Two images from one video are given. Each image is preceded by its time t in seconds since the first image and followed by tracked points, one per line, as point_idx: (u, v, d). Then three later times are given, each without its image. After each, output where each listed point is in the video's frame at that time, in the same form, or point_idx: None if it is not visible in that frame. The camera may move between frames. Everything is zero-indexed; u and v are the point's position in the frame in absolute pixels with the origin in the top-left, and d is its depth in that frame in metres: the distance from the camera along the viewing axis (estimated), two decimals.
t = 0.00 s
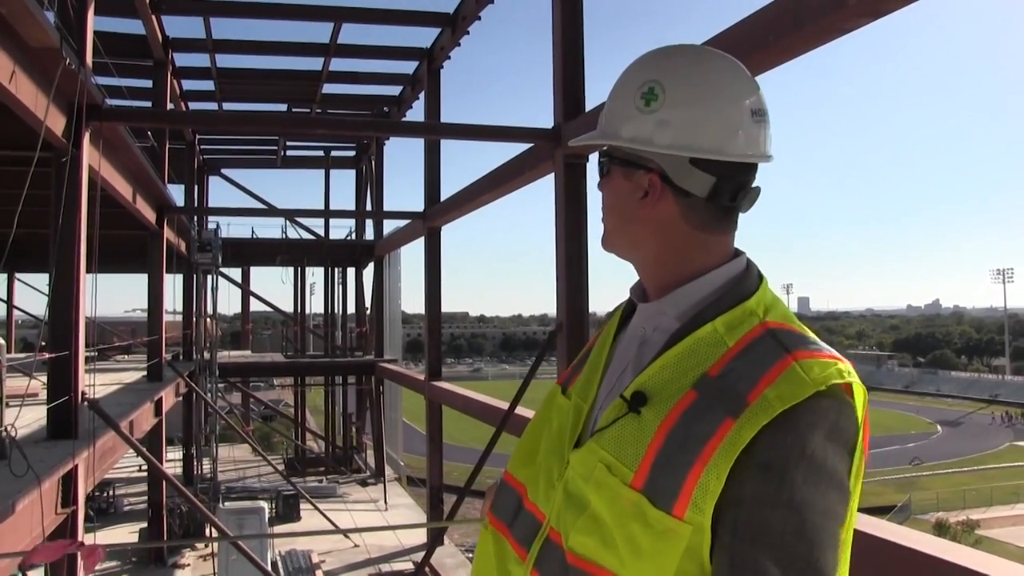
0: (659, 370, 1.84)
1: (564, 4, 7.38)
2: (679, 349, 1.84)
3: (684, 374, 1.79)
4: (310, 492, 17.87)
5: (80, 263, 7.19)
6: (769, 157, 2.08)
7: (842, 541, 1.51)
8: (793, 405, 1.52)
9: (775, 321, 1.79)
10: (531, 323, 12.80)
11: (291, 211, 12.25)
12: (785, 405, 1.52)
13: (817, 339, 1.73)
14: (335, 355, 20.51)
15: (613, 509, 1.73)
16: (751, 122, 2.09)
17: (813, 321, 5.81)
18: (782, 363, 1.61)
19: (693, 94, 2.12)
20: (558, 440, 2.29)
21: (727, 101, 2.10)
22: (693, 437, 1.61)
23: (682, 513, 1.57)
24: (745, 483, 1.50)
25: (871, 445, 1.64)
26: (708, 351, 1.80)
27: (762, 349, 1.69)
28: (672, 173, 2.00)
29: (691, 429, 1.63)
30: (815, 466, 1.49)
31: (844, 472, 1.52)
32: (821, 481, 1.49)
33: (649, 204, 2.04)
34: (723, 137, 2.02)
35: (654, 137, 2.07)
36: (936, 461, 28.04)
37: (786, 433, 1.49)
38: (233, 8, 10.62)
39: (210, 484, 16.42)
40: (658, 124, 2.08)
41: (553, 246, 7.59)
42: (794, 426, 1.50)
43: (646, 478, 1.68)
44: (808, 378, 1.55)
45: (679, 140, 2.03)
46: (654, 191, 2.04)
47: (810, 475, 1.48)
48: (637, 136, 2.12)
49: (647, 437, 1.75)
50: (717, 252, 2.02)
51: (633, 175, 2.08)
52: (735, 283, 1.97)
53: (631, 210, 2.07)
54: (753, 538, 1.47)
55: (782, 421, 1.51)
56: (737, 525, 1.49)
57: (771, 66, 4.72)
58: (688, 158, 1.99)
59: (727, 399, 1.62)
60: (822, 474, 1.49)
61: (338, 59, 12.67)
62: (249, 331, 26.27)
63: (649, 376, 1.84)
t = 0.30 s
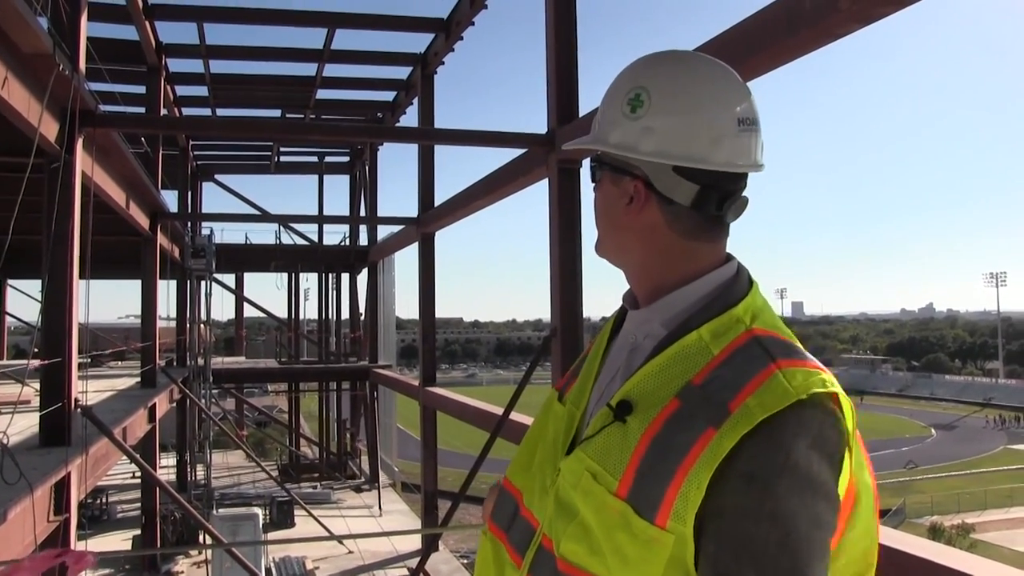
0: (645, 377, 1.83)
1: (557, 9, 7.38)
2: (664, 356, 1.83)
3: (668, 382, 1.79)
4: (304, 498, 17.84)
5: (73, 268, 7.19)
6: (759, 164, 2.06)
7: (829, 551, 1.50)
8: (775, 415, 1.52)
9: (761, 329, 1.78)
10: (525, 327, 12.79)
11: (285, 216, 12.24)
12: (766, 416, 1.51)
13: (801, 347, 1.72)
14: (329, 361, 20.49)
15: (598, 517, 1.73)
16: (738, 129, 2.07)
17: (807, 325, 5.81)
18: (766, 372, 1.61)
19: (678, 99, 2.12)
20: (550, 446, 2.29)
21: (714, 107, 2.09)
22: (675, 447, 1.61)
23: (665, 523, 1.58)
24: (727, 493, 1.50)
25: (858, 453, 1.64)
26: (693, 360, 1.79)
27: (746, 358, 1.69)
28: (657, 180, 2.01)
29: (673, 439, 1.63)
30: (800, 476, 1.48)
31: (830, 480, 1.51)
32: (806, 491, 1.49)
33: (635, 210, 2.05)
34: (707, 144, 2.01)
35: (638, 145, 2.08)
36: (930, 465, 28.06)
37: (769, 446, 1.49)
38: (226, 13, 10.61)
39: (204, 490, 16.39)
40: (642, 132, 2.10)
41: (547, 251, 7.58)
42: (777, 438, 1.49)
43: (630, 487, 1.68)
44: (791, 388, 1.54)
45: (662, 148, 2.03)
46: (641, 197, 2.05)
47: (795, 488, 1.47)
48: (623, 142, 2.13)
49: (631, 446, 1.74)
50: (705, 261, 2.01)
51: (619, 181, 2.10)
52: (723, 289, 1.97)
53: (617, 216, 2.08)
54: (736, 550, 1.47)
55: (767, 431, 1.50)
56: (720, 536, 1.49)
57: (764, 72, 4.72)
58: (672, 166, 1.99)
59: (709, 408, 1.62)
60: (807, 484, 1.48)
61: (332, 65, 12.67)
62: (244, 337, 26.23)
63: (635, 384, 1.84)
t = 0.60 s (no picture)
0: (648, 393, 1.84)
1: (553, 17, 7.40)
2: (670, 372, 1.84)
3: (671, 400, 1.79)
4: (299, 505, 17.83)
5: (68, 273, 7.19)
6: (771, 177, 2.07)
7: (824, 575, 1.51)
8: (774, 442, 1.51)
9: (769, 349, 1.78)
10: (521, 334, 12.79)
11: (281, 223, 12.24)
12: (766, 441, 1.51)
13: (809, 366, 1.71)
14: (325, 368, 20.47)
15: (595, 528, 1.74)
16: (748, 143, 2.07)
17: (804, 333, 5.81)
18: (769, 396, 1.61)
19: (685, 110, 2.13)
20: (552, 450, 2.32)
21: (723, 118, 2.10)
22: (674, 467, 1.62)
23: (661, 542, 1.58)
24: (724, 515, 1.51)
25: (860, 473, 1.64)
26: (699, 377, 1.79)
27: (752, 378, 1.68)
28: (664, 196, 2.03)
29: (672, 458, 1.64)
30: (797, 503, 1.49)
31: (826, 507, 1.52)
32: (804, 520, 1.49)
33: (642, 224, 2.08)
34: (715, 158, 2.02)
35: (645, 157, 2.10)
36: (925, 472, 28.06)
37: (769, 470, 1.49)
38: (223, 20, 10.62)
39: (199, 497, 16.38)
40: (649, 145, 2.12)
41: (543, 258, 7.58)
42: (776, 463, 1.50)
43: (628, 503, 1.69)
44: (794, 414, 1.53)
45: (668, 161, 2.05)
46: (648, 211, 2.07)
47: (792, 512, 1.48)
48: (631, 153, 2.15)
49: (630, 461, 1.75)
50: (711, 275, 2.04)
51: (626, 195, 2.12)
52: (730, 300, 1.98)
53: (625, 229, 2.11)
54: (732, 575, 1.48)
55: (765, 455, 1.50)
56: (718, 558, 1.50)
57: (761, 79, 4.72)
58: (679, 181, 2.01)
59: (710, 428, 1.62)
60: (805, 510, 1.49)
61: (328, 72, 12.67)
62: (239, 344, 26.22)
63: (637, 400, 1.85)
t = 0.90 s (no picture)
0: (662, 419, 1.94)
1: (549, 25, 7.41)
2: (689, 400, 1.93)
3: (689, 426, 1.90)
4: (295, 513, 17.78)
5: (64, 281, 7.18)
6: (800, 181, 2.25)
7: None
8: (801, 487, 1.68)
9: (790, 379, 1.89)
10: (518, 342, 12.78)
11: (279, 230, 12.24)
12: (793, 487, 1.68)
13: (828, 397, 1.83)
14: (321, 375, 20.41)
15: (605, 545, 1.89)
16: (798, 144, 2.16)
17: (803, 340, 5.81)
18: (794, 436, 1.75)
19: (734, 113, 2.17)
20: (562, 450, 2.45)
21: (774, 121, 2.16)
22: (695, 501, 1.77)
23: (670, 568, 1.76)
24: (743, 550, 1.69)
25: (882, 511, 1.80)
26: (719, 407, 1.89)
27: (773, 414, 1.81)
28: (746, 209, 2.08)
29: (693, 491, 1.79)
30: (812, 544, 1.67)
31: (841, 543, 1.69)
32: (818, 555, 1.67)
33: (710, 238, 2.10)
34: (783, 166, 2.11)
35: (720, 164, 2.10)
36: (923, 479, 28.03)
37: (791, 513, 1.68)
38: (220, 27, 10.63)
39: (195, 505, 16.33)
40: (723, 150, 2.11)
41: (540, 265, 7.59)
42: (799, 508, 1.68)
43: (640, 527, 1.85)
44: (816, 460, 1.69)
45: (746, 166, 2.08)
46: (723, 226, 2.09)
47: (807, 549, 1.67)
48: (697, 158, 2.13)
49: (646, 487, 1.89)
50: (750, 285, 2.15)
51: (690, 208, 2.11)
52: (759, 323, 2.11)
53: (690, 245, 2.11)
54: None
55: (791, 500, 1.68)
56: None
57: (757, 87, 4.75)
58: (763, 190, 2.08)
59: (731, 465, 1.77)
60: (818, 547, 1.67)
61: (325, 79, 12.68)
62: (236, 351, 26.17)
63: (656, 422, 1.95)
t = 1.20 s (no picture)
0: (673, 425, 2.00)
1: (547, 31, 7.43)
2: (703, 405, 1.98)
3: (704, 431, 1.96)
4: (296, 522, 17.79)
5: (65, 292, 7.18)
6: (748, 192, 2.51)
7: None
8: (818, 495, 1.72)
9: (806, 390, 1.93)
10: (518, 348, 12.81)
11: (278, 238, 12.26)
12: (810, 496, 1.72)
13: (845, 405, 1.88)
14: (321, 384, 20.41)
15: (610, 545, 1.97)
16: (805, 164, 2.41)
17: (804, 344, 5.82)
18: (813, 445, 1.79)
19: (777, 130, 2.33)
20: (565, 453, 2.47)
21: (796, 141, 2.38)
22: (708, 509, 1.83)
23: None
24: (756, 559, 1.74)
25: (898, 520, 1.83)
26: (734, 411, 1.94)
27: (791, 423, 1.85)
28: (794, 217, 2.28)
29: (706, 498, 1.85)
30: (825, 551, 1.70)
31: (855, 556, 1.72)
32: (828, 563, 1.70)
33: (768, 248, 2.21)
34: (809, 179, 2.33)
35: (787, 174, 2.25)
36: (925, 484, 28.04)
37: (807, 524, 1.72)
38: (218, 36, 10.65)
39: (195, 514, 16.34)
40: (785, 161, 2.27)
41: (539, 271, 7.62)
42: (814, 518, 1.71)
43: (649, 532, 1.93)
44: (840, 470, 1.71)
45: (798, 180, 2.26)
46: (776, 238, 2.22)
47: (818, 559, 1.70)
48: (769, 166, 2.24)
49: (657, 492, 1.96)
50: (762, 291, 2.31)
51: (767, 221, 2.19)
52: (767, 332, 2.18)
53: (760, 255, 2.19)
54: None
55: (806, 509, 1.72)
56: None
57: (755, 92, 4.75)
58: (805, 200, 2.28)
59: (747, 473, 1.82)
60: (830, 557, 1.70)
61: (323, 88, 12.70)
62: (235, 359, 26.20)
63: (669, 427, 2.00)
